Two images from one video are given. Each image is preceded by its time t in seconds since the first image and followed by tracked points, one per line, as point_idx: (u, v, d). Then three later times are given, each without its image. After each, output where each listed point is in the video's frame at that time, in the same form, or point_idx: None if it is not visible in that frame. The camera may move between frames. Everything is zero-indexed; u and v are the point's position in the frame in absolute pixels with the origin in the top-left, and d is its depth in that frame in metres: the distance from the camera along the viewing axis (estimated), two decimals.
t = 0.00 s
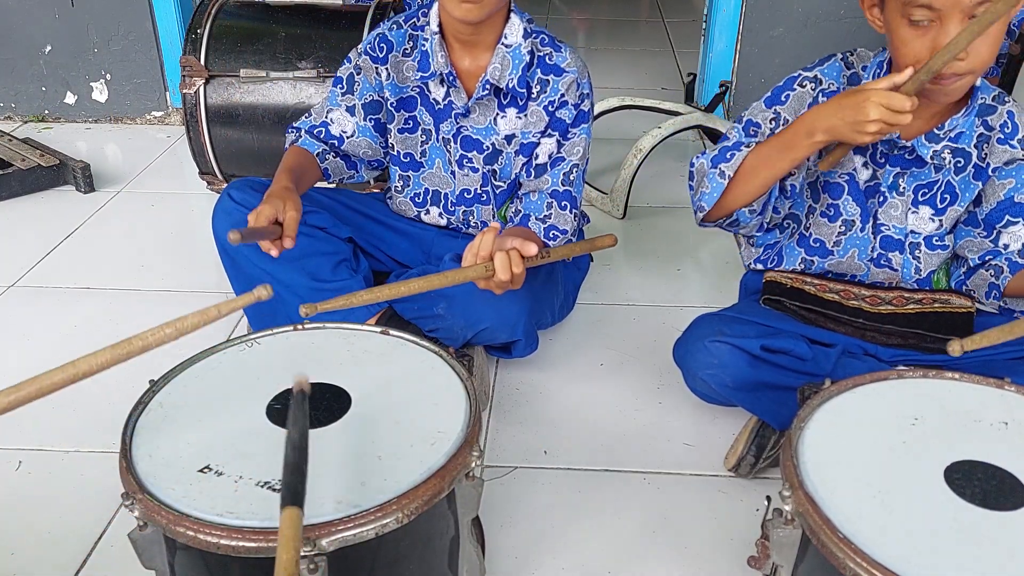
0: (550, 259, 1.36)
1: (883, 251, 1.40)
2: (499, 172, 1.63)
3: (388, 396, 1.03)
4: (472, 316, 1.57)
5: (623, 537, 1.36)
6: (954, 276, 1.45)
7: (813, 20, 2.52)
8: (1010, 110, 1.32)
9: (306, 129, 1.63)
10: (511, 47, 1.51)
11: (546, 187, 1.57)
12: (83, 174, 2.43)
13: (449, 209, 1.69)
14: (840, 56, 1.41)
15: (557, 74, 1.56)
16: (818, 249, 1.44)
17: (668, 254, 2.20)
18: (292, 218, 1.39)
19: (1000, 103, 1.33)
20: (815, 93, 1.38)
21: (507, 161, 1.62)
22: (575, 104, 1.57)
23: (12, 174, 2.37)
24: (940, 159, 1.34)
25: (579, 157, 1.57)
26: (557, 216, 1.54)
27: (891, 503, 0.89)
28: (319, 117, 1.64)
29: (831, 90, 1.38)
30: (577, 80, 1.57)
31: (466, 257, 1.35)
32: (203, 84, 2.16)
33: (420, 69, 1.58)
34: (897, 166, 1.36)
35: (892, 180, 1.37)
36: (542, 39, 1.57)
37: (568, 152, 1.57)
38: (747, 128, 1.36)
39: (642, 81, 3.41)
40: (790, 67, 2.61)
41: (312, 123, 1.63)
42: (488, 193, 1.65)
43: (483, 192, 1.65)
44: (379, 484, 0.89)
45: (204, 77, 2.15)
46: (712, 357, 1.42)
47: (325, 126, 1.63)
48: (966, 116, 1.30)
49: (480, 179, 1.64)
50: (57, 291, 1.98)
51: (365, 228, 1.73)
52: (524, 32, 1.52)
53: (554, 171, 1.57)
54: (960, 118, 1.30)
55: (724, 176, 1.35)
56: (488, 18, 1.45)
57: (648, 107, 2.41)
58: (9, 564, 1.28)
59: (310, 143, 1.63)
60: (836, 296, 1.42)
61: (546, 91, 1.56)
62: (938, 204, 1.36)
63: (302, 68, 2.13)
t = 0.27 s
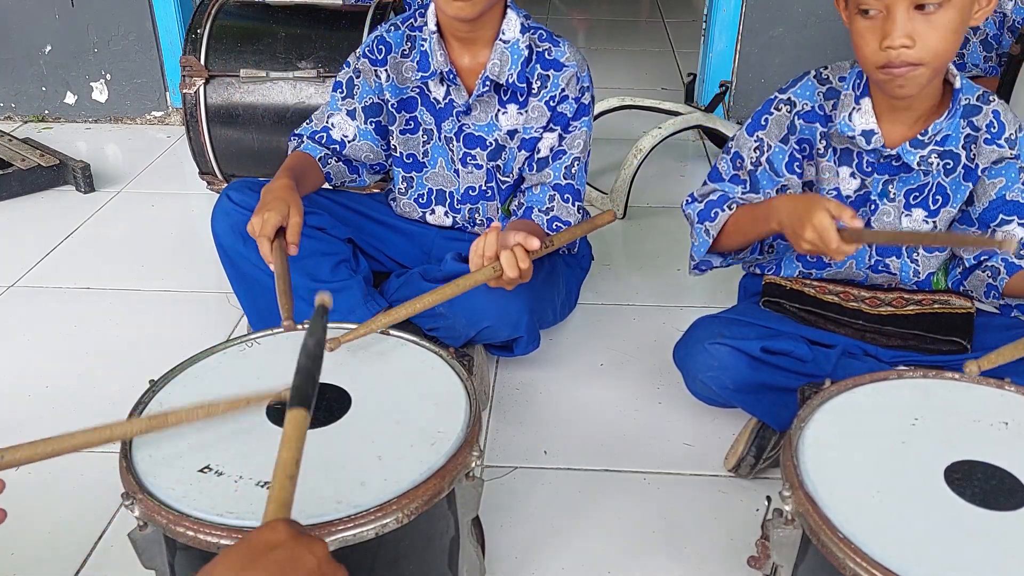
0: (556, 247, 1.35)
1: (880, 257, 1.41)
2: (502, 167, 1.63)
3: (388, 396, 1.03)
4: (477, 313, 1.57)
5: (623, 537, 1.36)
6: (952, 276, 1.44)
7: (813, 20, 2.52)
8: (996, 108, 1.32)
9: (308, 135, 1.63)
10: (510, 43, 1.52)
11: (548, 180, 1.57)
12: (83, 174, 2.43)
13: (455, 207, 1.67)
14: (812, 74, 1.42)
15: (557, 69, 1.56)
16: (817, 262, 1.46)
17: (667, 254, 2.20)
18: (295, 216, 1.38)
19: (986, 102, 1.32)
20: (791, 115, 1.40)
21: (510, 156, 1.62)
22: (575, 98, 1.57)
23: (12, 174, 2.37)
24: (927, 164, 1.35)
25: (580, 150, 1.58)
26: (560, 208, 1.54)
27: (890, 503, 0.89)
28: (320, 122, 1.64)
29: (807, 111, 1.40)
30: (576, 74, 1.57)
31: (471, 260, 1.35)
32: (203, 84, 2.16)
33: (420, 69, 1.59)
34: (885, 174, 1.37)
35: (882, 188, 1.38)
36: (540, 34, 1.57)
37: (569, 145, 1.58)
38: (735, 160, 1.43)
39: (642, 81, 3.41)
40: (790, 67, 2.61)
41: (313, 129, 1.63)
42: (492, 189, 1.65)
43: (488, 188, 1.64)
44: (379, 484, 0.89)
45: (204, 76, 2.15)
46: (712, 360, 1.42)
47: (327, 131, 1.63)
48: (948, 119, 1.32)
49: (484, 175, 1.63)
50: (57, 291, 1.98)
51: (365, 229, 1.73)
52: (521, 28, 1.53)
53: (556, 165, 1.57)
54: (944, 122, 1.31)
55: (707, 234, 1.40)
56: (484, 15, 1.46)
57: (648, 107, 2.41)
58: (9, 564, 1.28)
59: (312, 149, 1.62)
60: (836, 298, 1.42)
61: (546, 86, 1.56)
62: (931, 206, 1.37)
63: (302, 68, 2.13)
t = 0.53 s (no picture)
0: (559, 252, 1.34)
1: (875, 261, 1.41)
2: (503, 170, 1.63)
3: (387, 397, 1.03)
4: (475, 317, 1.57)
5: (623, 537, 1.36)
6: (949, 275, 1.44)
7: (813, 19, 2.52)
8: (982, 112, 1.32)
9: (308, 128, 1.64)
10: (514, 46, 1.52)
11: (550, 186, 1.57)
12: (83, 175, 2.43)
13: (454, 206, 1.68)
14: (794, 83, 1.42)
15: (560, 74, 1.56)
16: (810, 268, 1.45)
17: (667, 254, 2.20)
18: (299, 213, 1.38)
19: (971, 105, 1.33)
20: (773, 126, 1.41)
21: (511, 160, 1.62)
22: (578, 104, 1.58)
23: (12, 174, 2.37)
24: (912, 169, 1.35)
25: (582, 157, 1.57)
26: (562, 214, 1.55)
27: (890, 503, 0.89)
28: (322, 115, 1.64)
29: (787, 122, 1.40)
30: (580, 81, 1.57)
31: (478, 268, 1.35)
32: (203, 84, 2.16)
33: (424, 67, 1.58)
34: (870, 180, 1.37)
35: (869, 195, 1.38)
36: (545, 38, 1.56)
37: (571, 152, 1.58)
38: (721, 172, 1.44)
39: (642, 81, 3.41)
40: (790, 67, 2.61)
41: (315, 121, 1.64)
42: (492, 191, 1.65)
43: (488, 190, 1.65)
44: (379, 484, 0.89)
45: (204, 76, 2.15)
46: (712, 361, 1.43)
47: (329, 125, 1.64)
48: (930, 124, 1.32)
49: (484, 177, 1.63)
50: (57, 291, 1.98)
51: (365, 228, 1.72)
52: (527, 31, 1.53)
53: (558, 171, 1.57)
54: (926, 128, 1.32)
55: (696, 257, 1.44)
56: (491, 17, 1.47)
57: (648, 107, 2.41)
58: (9, 564, 1.28)
59: (313, 142, 1.63)
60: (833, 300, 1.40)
61: (549, 91, 1.56)
62: (921, 209, 1.37)
63: (302, 68, 2.13)
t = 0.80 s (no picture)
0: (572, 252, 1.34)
1: (875, 263, 1.41)
2: (506, 173, 1.63)
3: (387, 397, 1.03)
4: (474, 316, 1.57)
5: (623, 537, 1.36)
6: (950, 277, 1.44)
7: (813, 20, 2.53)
8: (983, 116, 1.32)
9: (311, 124, 1.63)
10: (523, 50, 1.53)
11: (556, 192, 1.58)
12: (83, 175, 2.43)
13: (455, 207, 1.67)
14: (795, 86, 1.42)
15: (568, 79, 1.57)
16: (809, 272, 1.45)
17: (667, 254, 2.20)
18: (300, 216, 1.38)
19: (972, 109, 1.32)
20: (772, 129, 1.41)
21: (514, 164, 1.61)
22: (584, 111, 1.59)
23: (12, 174, 2.37)
24: (912, 173, 1.35)
25: (588, 163, 1.58)
26: (567, 219, 1.56)
27: (890, 503, 0.89)
28: (326, 111, 1.63)
29: (788, 125, 1.41)
30: (587, 87, 1.59)
31: (490, 262, 1.36)
32: (203, 84, 2.16)
33: (431, 67, 1.59)
34: (871, 183, 1.38)
35: (870, 198, 1.39)
36: (554, 43, 1.58)
37: (577, 158, 1.59)
38: (720, 171, 1.45)
39: (642, 81, 3.41)
40: (790, 67, 2.61)
41: (318, 117, 1.63)
42: (494, 193, 1.65)
43: (490, 192, 1.64)
44: (379, 484, 0.89)
45: (204, 76, 2.15)
46: (713, 362, 1.42)
47: (333, 121, 1.63)
48: (931, 128, 1.32)
49: (487, 179, 1.63)
50: (57, 291, 1.98)
51: (365, 228, 1.73)
52: (536, 36, 1.54)
53: (563, 177, 1.58)
54: (927, 131, 1.32)
55: (692, 255, 1.45)
56: (501, 22, 1.48)
57: (648, 108, 2.41)
58: (10, 564, 1.28)
59: (316, 139, 1.62)
60: (834, 301, 1.40)
61: (556, 96, 1.57)
62: (923, 212, 1.37)
63: (301, 68, 2.13)
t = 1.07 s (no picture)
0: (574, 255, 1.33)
1: (878, 256, 1.41)
2: (506, 176, 1.63)
3: (388, 397, 1.03)
4: (473, 317, 1.57)
5: (623, 537, 1.36)
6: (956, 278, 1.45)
7: (814, 20, 2.52)
8: (999, 114, 1.32)
9: (313, 121, 1.63)
10: (524, 53, 1.53)
11: (556, 196, 1.58)
12: (83, 175, 2.43)
13: (456, 207, 1.67)
14: (812, 75, 1.42)
15: (569, 83, 1.57)
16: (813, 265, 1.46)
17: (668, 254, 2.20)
18: (303, 218, 1.38)
19: (988, 107, 1.33)
20: (786, 117, 1.41)
21: (514, 166, 1.62)
22: (585, 115, 1.59)
23: (12, 174, 2.37)
24: (925, 168, 1.35)
25: (588, 167, 1.59)
26: (568, 222, 1.55)
27: (890, 503, 0.89)
28: (328, 109, 1.64)
29: (802, 114, 1.40)
30: (588, 91, 1.58)
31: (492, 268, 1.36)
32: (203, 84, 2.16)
33: (431, 68, 1.59)
34: (884, 177, 1.37)
35: (881, 191, 1.38)
36: (556, 47, 1.58)
37: (578, 162, 1.59)
38: (727, 154, 1.44)
39: (642, 81, 3.41)
40: (790, 68, 2.61)
41: (320, 116, 1.63)
42: (494, 196, 1.65)
43: (490, 195, 1.64)
44: (379, 485, 0.89)
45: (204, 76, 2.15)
46: (714, 361, 1.42)
47: (334, 119, 1.63)
48: (949, 122, 1.32)
49: (487, 182, 1.63)
50: (57, 291, 1.98)
51: (365, 228, 1.73)
52: (538, 39, 1.54)
53: (564, 181, 1.58)
54: (944, 125, 1.32)
55: (689, 233, 1.45)
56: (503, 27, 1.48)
57: (648, 108, 2.41)
58: (10, 564, 1.28)
59: (317, 137, 1.62)
60: (835, 300, 1.41)
61: (557, 100, 1.57)
62: (932, 209, 1.37)
63: (302, 68, 2.13)
